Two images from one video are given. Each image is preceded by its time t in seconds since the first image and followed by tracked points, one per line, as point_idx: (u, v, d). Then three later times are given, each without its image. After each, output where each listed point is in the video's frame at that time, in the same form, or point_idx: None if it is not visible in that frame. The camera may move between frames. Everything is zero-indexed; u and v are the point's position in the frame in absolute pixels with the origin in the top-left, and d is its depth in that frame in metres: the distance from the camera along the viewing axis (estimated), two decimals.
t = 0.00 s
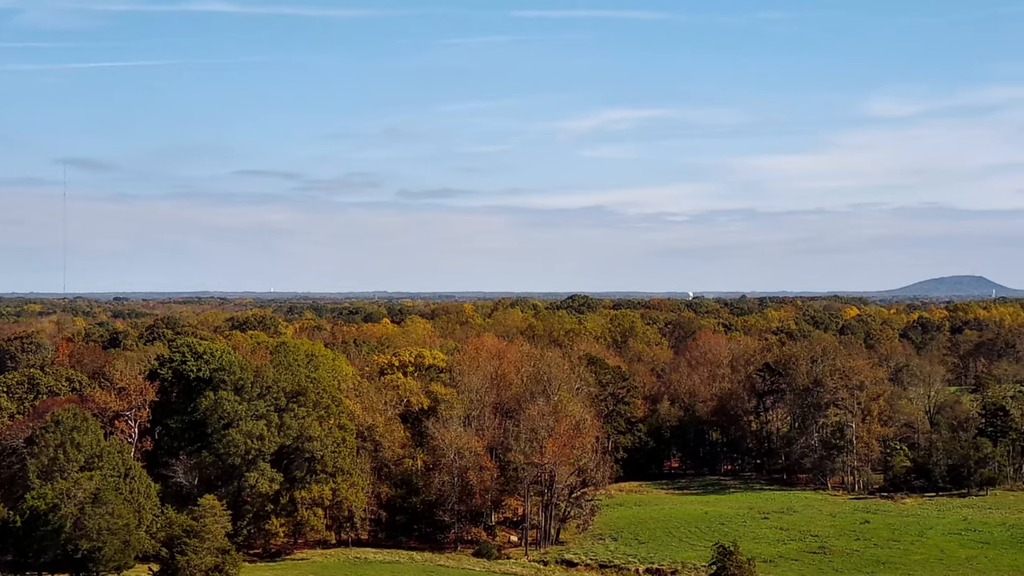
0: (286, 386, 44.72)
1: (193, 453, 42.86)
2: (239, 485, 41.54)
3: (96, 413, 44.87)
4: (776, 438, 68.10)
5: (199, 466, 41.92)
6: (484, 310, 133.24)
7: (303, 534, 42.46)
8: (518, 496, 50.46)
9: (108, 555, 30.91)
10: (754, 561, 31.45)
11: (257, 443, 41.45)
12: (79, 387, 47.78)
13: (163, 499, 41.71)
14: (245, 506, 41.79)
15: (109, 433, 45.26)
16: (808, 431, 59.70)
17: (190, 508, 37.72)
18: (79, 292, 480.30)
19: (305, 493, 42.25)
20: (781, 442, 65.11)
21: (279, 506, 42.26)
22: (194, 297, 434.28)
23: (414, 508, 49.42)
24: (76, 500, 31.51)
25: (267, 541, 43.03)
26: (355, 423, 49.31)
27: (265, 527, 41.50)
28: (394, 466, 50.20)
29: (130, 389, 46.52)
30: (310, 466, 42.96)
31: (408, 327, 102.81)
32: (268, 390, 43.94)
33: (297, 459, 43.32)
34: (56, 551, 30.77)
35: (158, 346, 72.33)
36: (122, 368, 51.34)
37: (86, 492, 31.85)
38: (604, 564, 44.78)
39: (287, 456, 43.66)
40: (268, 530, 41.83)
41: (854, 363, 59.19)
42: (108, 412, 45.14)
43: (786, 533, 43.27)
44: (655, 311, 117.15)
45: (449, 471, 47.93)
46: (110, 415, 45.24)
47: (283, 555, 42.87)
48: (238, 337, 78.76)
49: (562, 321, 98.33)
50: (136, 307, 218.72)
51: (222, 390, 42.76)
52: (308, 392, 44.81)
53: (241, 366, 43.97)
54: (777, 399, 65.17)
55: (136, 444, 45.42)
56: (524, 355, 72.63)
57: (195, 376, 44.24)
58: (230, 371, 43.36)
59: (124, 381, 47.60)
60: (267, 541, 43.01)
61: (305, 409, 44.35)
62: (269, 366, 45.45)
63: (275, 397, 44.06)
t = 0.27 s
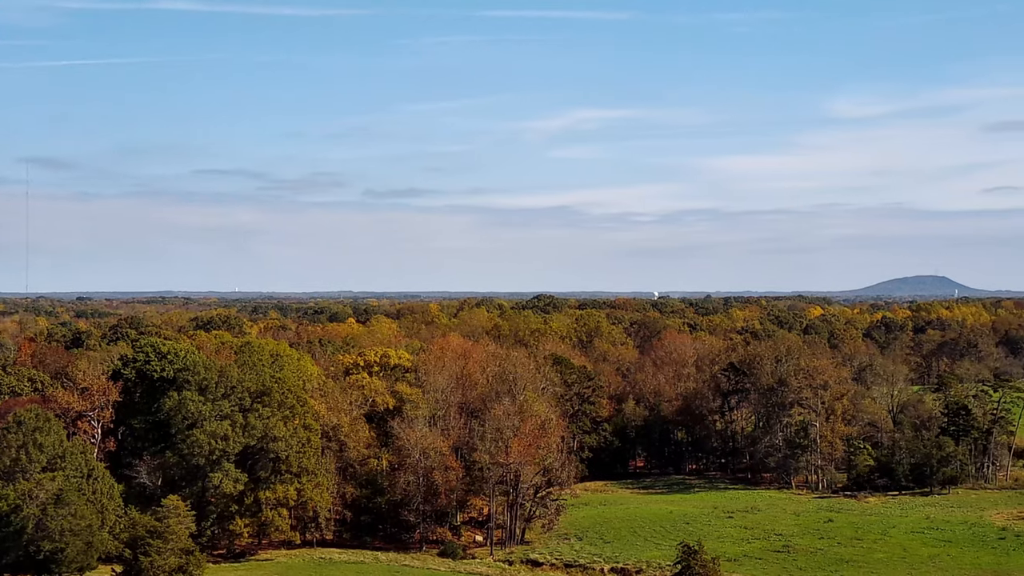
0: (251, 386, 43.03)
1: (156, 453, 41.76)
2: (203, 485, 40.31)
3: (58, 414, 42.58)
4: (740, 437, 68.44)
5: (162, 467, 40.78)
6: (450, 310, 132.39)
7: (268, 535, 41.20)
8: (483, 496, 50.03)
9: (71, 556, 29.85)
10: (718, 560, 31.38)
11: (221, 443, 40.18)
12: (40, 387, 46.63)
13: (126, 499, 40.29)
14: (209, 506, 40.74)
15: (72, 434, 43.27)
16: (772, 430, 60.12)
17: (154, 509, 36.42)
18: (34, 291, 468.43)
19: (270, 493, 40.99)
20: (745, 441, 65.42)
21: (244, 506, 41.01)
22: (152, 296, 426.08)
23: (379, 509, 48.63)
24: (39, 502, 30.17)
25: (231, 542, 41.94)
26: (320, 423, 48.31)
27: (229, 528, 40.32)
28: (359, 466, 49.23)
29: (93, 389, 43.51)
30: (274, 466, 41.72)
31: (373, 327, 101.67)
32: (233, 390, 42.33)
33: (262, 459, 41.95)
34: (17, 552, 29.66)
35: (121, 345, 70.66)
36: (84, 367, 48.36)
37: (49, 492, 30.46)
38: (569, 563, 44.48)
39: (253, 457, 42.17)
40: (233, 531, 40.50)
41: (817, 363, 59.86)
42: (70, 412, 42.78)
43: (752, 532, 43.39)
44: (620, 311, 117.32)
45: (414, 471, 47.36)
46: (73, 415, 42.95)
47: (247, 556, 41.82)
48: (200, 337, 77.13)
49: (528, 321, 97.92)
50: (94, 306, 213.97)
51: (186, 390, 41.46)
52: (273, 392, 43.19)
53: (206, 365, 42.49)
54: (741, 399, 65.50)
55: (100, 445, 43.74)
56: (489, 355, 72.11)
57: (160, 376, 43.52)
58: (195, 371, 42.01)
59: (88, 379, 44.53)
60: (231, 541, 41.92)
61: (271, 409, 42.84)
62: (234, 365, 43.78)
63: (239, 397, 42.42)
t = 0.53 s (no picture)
0: (215, 386, 42.10)
1: (119, 454, 40.68)
2: (166, 487, 39.49)
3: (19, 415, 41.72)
4: (705, 437, 68.95)
5: (125, 468, 39.75)
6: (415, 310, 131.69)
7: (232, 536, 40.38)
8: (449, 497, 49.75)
9: (32, 558, 28.78)
10: (683, 559, 31.44)
11: (185, 444, 39.34)
12: None
13: (89, 501, 39.75)
14: (173, 507, 39.90)
15: (32, 435, 41.87)
16: (736, 430, 60.48)
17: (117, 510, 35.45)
18: None
19: (234, 494, 40.10)
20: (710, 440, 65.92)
21: (208, 507, 40.19)
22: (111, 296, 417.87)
23: (343, 509, 48.09)
24: None
25: (195, 543, 41.06)
26: (284, 424, 47.52)
27: (193, 529, 39.48)
28: (324, 467, 48.59)
29: (54, 389, 42.57)
30: (238, 467, 40.91)
31: (337, 327, 100.73)
32: (197, 390, 41.41)
33: (225, 460, 41.09)
34: None
35: (84, 345, 69.24)
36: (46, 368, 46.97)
37: (9, 493, 29.26)
38: (534, 563, 44.40)
39: (216, 457, 41.34)
40: (196, 532, 39.83)
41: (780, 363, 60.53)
42: (32, 413, 41.88)
43: (716, 531, 43.69)
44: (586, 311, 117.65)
45: (379, 471, 46.95)
46: (35, 416, 41.90)
47: (211, 557, 40.94)
48: (165, 338, 75.85)
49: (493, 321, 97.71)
50: (51, 306, 209.10)
51: (149, 391, 40.44)
52: (237, 392, 42.25)
53: (170, 365, 41.49)
54: (706, 398, 66.01)
55: (61, 445, 42.06)
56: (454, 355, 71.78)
57: (123, 377, 42.42)
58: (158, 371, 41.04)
59: (49, 380, 43.25)
60: (195, 543, 41.04)
61: (234, 409, 41.93)
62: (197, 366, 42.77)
63: (203, 397, 41.55)
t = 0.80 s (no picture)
0: (179, 386, 41.51)
1: (82, 455, 40.15)
2: (130, 487, 38.98)
3: None
4: (670, 437, 69.64)
5: (88, 469, 39.16)
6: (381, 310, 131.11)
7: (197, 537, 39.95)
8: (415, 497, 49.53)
9: None
10: (647, 558, 31.84)
11: (148, 445, 38.80)
12: None
13: (52, 503, 38.99)
14: (136, 508, 39.33)
15: None
16: (701, 430, 61.63)
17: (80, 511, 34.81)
18: None
19: (198, 495, 39.69)
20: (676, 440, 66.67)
21: (171, 508, 39.69)
22: (68, 296, 409.39)
23: (308, 510, 47.69)
24: None
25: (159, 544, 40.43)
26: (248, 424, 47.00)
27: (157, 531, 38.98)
28: (289, 467, 48.29)
29: (17, 390, 40.95)
30: (203, 467, 40.52)
31: (302, 327, 99.97)
32: (160, 391, 40.82)
33: (190, 460, 40.64)
34: None
35: (45, 346, 67.98)
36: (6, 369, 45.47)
37: None
38: (499, 562, 44.59)
39: (180, 458, 40.91)
40: (160, 533, 39.37)
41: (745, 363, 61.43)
42: None
43: (682, 530, 44.18)
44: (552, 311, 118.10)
45: (344, 471, 46.81)
46: None
47: (175, 558, 40.35)
48: (128, 338, 74.66)
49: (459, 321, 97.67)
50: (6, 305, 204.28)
51: (114, 391, 40.01)
52: (201, 393, 41.64)
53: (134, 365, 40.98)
54: (671, 398, 66.73)
55: (23, 446, 40.59)
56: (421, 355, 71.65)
57: (87, 378, 41.73)
58: (122, 372, 40.71)
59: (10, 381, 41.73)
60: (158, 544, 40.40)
61: (198, 410, 41.32)
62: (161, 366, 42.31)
63: (167, 397, 40.89)
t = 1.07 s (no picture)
0: (142, 387, 40.91)
1: (44, 455, 39.24)
2: (93, 489, 38.47)
3: None
4: (635, 437, 70.30)
5: (50, 470, 38.40)
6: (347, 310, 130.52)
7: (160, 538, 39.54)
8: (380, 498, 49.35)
9: None
10: (612, 558, 32.23)
11: (112, 446, 38.27)
12: None
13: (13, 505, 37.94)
14: (99, 510, 38.76)
15: None
16: (667, 430, 62.57)
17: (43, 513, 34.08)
18: None
19: (161, 496, 39.29)
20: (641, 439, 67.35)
21: (135, 509, 39.16)
22: (24, 296, 400.58)
23: (273, 510, 47.47)
24: None
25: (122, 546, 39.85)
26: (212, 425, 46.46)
27: (120, 532, 38.46)
28: (253, 467, 47.96)
29: None
30: (167, 468, 40.07)
31: (267, 327, 99.19)
32: (123, 391, 40.19)
33: (153, 461, 40.17)
34: None
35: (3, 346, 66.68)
36: None
37: None
38: (464, 562, 44.75)
39: (144, 459, 40.37)
40: (123, 535, 38.69)
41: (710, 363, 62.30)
42: None
43: (647, 530, 44.67)
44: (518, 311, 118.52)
45: (309, 472, 46.64)
46: None
47: (139, 560, 39.83)
48: (88, 339, 73.54)
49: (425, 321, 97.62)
50: None
51: (75, 392, 39.16)
52: (165, 393, 41.07)
53: (97, 366, 40.24)
54: (636, 398, 67.41)
55: None
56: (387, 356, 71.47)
57: (48, 379, 40.18)
58: (84, 372, 39.75)
59: None
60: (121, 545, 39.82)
61: (163, 410, 40.74)
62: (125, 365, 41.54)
63: (131, 398, 40.30)
